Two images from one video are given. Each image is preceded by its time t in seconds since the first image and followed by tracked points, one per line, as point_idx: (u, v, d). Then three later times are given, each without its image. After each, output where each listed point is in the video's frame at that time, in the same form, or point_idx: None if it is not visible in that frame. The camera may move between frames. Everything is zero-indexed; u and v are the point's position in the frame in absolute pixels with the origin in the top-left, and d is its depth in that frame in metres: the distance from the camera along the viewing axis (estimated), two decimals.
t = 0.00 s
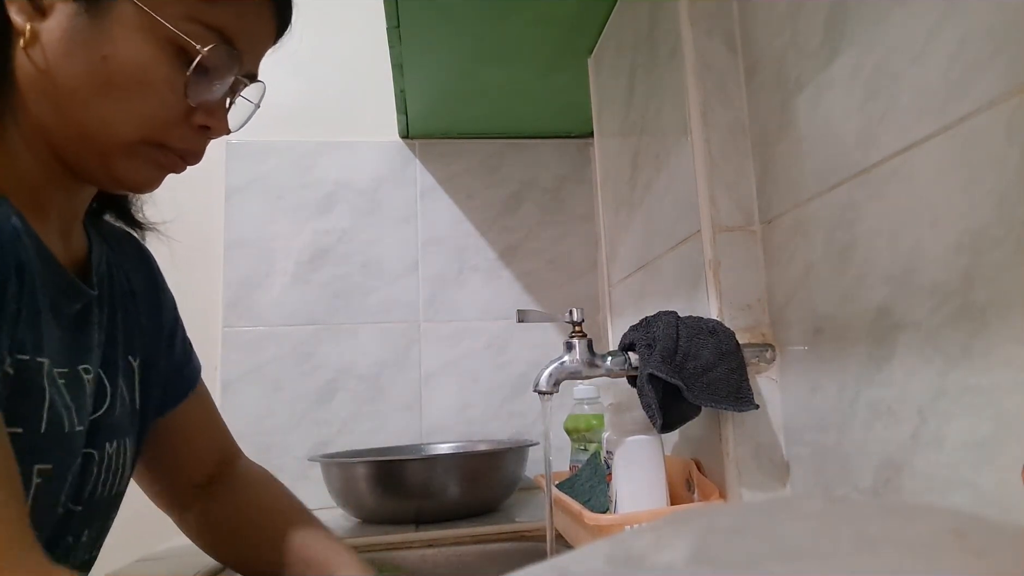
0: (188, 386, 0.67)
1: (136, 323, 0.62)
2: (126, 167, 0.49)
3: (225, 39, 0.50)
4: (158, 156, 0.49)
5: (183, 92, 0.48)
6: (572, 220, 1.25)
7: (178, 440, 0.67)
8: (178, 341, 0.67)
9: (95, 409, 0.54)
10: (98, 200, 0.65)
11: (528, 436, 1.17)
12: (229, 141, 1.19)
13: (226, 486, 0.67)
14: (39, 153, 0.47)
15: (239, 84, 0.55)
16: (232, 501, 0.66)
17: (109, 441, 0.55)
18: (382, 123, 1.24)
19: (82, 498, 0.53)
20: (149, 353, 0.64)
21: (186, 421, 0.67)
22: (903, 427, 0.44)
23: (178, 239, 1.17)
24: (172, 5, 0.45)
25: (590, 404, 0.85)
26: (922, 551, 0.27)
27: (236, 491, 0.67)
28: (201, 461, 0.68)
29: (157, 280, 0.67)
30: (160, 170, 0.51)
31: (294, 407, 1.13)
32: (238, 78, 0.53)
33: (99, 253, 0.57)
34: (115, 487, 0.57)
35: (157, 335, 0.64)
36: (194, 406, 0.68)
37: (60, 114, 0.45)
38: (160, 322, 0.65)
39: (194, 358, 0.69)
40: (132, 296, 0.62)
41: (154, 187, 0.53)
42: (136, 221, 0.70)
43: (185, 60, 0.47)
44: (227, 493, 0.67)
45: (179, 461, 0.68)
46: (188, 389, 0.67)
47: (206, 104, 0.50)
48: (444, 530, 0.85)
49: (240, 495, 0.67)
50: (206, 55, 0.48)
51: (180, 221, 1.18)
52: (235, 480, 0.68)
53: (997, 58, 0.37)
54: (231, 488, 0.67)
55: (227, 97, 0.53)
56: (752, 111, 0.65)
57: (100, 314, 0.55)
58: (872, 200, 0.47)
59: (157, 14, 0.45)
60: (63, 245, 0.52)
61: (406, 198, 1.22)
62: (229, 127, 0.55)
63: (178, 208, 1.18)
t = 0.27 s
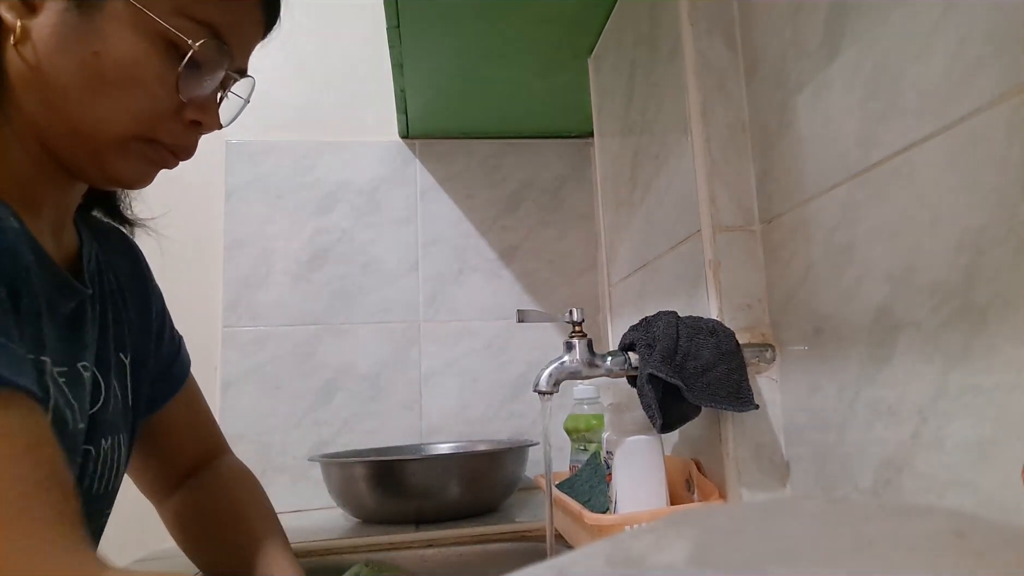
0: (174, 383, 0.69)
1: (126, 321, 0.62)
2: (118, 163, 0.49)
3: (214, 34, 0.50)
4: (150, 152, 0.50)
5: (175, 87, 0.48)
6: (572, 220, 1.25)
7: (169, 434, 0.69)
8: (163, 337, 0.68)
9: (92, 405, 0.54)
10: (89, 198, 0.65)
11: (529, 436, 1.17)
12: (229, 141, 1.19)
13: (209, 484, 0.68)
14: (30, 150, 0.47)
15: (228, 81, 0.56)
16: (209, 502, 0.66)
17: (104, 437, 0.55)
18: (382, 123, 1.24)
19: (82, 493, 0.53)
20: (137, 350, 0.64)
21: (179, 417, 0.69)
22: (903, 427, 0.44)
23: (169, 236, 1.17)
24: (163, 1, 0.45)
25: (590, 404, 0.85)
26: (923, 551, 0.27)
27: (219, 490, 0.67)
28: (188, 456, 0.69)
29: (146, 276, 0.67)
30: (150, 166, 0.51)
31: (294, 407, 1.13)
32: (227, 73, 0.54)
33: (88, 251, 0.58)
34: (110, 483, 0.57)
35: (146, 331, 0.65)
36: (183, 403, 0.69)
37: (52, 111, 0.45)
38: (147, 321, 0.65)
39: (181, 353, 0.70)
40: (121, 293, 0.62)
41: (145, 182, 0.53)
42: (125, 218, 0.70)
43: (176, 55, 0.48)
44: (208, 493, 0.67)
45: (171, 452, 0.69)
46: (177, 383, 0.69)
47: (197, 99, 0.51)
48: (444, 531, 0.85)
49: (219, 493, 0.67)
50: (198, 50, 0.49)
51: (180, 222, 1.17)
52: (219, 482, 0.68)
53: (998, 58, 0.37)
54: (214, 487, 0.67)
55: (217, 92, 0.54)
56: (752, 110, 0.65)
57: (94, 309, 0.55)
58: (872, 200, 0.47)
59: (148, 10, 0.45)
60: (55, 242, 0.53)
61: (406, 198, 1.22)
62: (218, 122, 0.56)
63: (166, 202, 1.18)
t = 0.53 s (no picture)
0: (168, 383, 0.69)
1: (125, 321, 0.62)
2: (127, 171, 0.49)
3: (224, 44, 0.51)
4: (159, 159, 0.50)
5: (186, 97, 0.48)
6: (572, 220, 1.25)
7: (163, 434, 0.69)
8: (157, 338, 0.68)
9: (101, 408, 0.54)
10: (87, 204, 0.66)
11: (529, 436, 1.17)
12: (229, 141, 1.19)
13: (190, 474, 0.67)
14: (41, 155, 0.47)
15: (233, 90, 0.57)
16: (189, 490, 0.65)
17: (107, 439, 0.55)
18: (382, 123, 1.24)
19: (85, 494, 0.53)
20: (136, 352, 0.65)
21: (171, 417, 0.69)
22: (903, 427, 0.44)
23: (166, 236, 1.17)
24: (177, 12, 0.46)
25: (590, 404, 0.85)
26: (923, 551, 0.27)
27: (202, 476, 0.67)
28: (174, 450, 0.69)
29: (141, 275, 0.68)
30: (158, 173, 0.51)
31: (294, 407, 1.13)
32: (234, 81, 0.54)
33: (90, 251, 0.58)
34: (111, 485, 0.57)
35: (145, 332, 0.65)
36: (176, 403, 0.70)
37: (65, 120, 0.45)
38: (145, 321, 0.66)
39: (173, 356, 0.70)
40: (119, 293, 0.63)
41: (153, 189, 0.53)
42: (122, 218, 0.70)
43: (189, 64, 0.48)
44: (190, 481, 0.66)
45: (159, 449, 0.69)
46: (171, 384, 0.69)
47: (206, 107, 0.51)
48: (444, 531, 0.85)
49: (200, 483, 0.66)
50: (210, 63, 0.49)
51: (179, 223, 1.17)
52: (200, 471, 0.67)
53: (998, 58, 0.36)
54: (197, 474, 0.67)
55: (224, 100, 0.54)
56: (752, 110, 0.65)
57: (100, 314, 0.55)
58: (872, 200, 0.47)
59: (163, 22, 0.45)
60: (61, 244, 0.53)
61: (406, 199, 1.22)
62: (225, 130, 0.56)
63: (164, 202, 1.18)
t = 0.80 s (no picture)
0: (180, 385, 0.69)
1: (130, 323, 0.62)
2: (128, 172, 0.49)
3: (230, 49, 0.50)
4: (160, 161, 0.49)
5: (189, 100, 0.48)
6: (572, 220, 1.25)
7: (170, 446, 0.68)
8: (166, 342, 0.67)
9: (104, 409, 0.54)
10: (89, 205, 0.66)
11: (528, 436, 1.17)
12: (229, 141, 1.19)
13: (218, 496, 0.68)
14: (44, 157, 0.47)
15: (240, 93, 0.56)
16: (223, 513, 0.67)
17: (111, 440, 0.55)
18: (382, 123, 1.24)
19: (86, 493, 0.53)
20: (145, 354, 0.64)
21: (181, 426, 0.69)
22: (903, 427, 0.44)
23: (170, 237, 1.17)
24: (183, 16, 0.45)
25: (590, 404, 0.85)
26: (923, 551, 0.27)
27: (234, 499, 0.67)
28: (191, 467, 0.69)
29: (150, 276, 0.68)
30: (158, 176, 0.51)
31: (294, 407, 1.13)
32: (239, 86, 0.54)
33: (97, 253, 0.58)
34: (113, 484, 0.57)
35: (156, 333, 0.65)
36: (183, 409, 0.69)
37: (68, 121, 0.45)
38: (155, 322, 0.65)
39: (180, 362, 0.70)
40: (126, 295, 0.62)
41: (155, 192, 0.53)
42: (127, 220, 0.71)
43: (192, 68, 0.48)
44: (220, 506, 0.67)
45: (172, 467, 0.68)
46: (177, 392, 0.68)
47: (210, 112, 0.51)
48: (444, 531, 0.85)
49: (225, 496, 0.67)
50: (214, 67, 0.49)
51: (180, 224, 1.17)
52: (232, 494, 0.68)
53: (998, 57, 0.36)
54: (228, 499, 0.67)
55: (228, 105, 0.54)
56: (752, 110, 0.65)
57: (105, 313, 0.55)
58: (872, 200, 0.47)
59: (168, 25, 0.45)
60: (66, 244, 0.53)
61: (406, 199, 1.22)
62: (229, 134, 0.56)
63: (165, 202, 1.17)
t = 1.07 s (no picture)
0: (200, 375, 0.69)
1: (142, 320, 0.62)
2: (119, 172, 0.49)
3: (225, 53, 0.50)
4: (152, 163, 0.50)
5: (182, 103, 0.48)
6: (572, 221, 1.25)
7: (197, 445, 0.68)
8: (181, 338, 0.68)
9: (103, 405, 0.54)
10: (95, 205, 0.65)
11: (528, 436, 1.17)
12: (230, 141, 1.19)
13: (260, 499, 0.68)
14: (40, 156, 0.47)
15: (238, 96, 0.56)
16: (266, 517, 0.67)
17: (115, 437, 0.55)
18: (382, 123, 1.24)
19: (85, 492, 0.53)
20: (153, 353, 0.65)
21: (203, 424, 0.68)
22: (903, 427, 0.44)
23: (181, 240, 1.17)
24: (178, 19, 0.46)
25: (590, 404, 0.85)
26: (923, 551, 0.27)
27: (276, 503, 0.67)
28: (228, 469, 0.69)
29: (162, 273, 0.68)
30: (150, 177, 0.51)
31: (294, 407, 1.13)
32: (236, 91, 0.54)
33: (100, 253, 0.57)
34: (116, 483, 0.57)
35: (167, 330, 0.65)
36: (206, 401, 0.69)
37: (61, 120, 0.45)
38: (167, 320, 0.66)
39: (200, 352, 0.70)
40: (137, 292, 0.62)
41: (148, 194, 0.53)
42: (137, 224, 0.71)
43: (187, 72, 0.48)
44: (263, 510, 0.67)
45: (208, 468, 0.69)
46: (196, 381, 0.69)
47: (204, 115, 0.51)
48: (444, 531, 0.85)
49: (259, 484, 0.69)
50: (209, 70, 0.49)
51: (183, 224, 1.18)
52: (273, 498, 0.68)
53: (998, 58, 0.37)
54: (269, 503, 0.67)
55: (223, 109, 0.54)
56: (752, 110, 0.65)
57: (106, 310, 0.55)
58: (872, 200, 0.47)
59: (163, 28, 0.45)
60: (67, 245, 0.53)
61: (406, 199, 1.22)
62: (223, 138, 0.56)
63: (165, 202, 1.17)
